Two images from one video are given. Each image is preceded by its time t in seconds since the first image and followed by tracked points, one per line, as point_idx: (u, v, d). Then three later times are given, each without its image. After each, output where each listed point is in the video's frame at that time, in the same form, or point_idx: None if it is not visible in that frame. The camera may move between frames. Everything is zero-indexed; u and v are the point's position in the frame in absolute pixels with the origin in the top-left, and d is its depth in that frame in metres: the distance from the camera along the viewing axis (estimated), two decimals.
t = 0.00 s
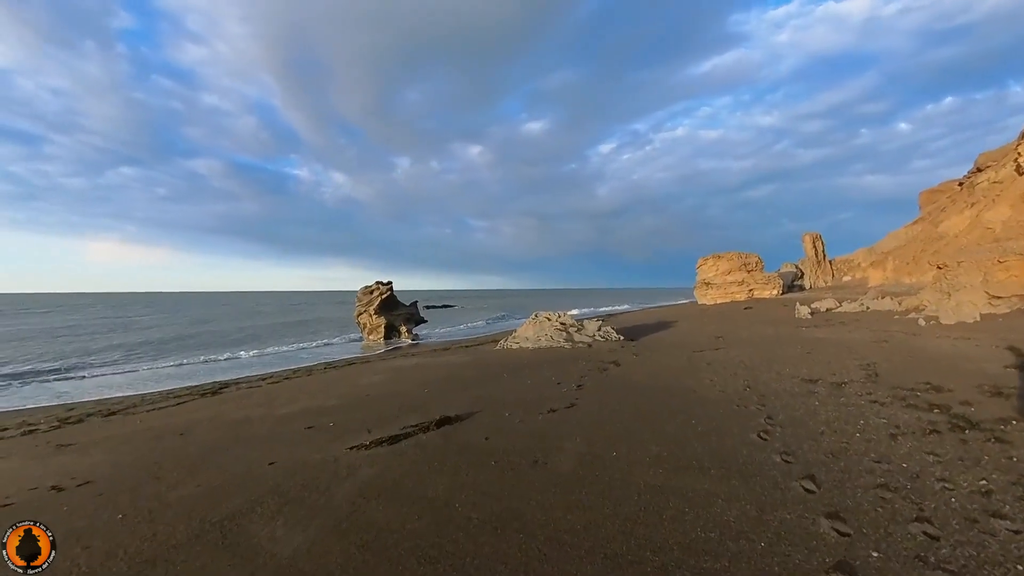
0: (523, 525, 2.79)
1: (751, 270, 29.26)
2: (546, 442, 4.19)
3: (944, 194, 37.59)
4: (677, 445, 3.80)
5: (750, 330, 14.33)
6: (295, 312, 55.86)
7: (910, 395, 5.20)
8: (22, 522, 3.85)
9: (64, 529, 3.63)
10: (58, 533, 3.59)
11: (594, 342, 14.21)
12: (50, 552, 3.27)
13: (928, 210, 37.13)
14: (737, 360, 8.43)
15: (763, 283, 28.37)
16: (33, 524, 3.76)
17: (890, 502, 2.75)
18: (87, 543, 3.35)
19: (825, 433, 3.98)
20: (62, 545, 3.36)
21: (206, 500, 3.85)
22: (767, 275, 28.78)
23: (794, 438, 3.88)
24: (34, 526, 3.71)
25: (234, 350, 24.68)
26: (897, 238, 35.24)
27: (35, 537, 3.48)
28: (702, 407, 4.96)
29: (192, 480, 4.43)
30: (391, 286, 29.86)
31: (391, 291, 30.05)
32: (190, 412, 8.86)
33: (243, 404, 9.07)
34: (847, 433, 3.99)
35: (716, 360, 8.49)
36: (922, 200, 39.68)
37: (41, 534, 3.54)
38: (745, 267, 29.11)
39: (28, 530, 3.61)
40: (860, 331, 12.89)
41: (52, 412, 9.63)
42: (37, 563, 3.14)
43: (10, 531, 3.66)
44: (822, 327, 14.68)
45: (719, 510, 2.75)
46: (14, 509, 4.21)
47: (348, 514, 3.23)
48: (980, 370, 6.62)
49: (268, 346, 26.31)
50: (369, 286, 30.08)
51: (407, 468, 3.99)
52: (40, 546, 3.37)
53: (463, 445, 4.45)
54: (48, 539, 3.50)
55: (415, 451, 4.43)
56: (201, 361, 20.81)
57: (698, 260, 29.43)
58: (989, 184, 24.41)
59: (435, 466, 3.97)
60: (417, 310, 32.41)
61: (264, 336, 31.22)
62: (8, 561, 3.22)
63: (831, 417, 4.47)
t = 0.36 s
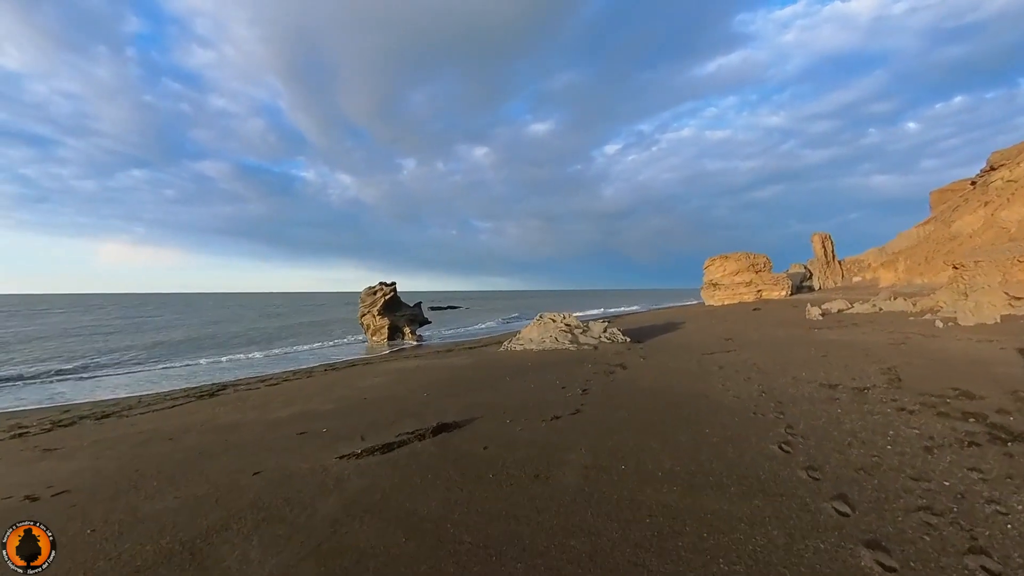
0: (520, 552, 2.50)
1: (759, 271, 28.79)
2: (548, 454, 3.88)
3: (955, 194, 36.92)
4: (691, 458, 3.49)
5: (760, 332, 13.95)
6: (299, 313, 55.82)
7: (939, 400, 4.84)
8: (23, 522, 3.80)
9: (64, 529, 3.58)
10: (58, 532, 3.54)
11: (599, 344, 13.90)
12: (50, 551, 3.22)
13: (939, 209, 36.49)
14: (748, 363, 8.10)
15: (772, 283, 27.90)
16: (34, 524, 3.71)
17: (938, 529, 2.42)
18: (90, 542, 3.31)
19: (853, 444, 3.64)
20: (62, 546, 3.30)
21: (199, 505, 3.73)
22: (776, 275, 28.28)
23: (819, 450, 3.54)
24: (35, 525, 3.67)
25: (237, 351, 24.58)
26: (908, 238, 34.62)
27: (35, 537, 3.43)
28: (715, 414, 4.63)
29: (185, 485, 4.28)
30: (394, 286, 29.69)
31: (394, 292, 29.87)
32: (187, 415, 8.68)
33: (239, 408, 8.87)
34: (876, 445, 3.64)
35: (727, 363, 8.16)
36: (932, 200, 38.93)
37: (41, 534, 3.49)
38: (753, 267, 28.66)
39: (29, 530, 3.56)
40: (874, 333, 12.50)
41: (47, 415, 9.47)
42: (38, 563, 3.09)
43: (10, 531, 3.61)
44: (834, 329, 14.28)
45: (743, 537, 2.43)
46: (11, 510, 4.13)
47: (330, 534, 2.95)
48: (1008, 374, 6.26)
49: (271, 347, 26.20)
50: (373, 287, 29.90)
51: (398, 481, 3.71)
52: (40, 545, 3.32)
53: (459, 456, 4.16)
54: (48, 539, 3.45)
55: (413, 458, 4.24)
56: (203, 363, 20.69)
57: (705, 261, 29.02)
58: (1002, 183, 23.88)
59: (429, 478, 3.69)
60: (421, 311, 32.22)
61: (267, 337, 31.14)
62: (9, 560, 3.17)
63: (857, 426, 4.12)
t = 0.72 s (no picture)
0: None
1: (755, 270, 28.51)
2: (535, 467, 3.46)
3: (948, 194, 36.91)
4: (695, 471, 3.09)
5: (758, 331, 13.60)
6: (289, 313, 54.90)
7: (959, 400, 4.44)
8: (23, 522, 3.70)
9: (65, 528, 3.48)
10: (58, 531, 3.44)
11: (595, 343, 13.52)
12: (50, 552, 3.12)
13: (932, 209, 36.46)
14: (750, 363, 7.70)
15: (768, 283, 27.61)
16: (34, 523, 3.60)
17: (993, 562, 2.03)
18: (92, 541, 3.22)
19: (875, 452, 3.23)
20: (62, 545, 3.21)
21: (197, 504, 3.62)
22: (771, 274, 28.02)
23: (839, 459, 3.14)
24: (35, 525, 3.56)
25: (225, 351, 24.02)
26: (903, 238, 34.52)
27: (36, 536, 3.33)
28: (720, 418, 4.22)
29: (179, 486, 4.13)
30: (387, 285, 29.17)
31: (387, 291, 29.36)
32: (165, 419, 8.32)
33: (220, 411, 8.48)
34: (901, 449, 3.25)
35: (728, 363, 7.76)
36: (926, 200, 38.81)
37: (42, 534, 3.38)
38: (749, 266, 28.39)
39: (29, 530, 3.46)
40: (876, 332, 12.17)
41: (16, 418, 9.01)
42: (38, 563, 2.99)
43: (10, 531, 3.51)
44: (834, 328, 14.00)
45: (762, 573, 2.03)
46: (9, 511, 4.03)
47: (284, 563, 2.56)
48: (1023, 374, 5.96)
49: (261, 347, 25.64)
50: (364, 286, 29.37)
51: (369, 498, 3.31)
52: (40, 545, 3.22)
53: (438, 469, 3.71)
54: (48, 539, 3.34)
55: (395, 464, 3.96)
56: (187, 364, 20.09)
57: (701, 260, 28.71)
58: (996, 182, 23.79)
59: (402, 495, 3.29)
60: (414, 310, 31.74)
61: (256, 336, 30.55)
62: (9, 560, 3.07)
63: (876, 429, 3.72)
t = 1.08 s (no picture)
0: None
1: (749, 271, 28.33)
2: (512, 491, 3.16)
3: (940, 196, 37.00)
4: (685, 497, 2.82)
5: (753, 334, 13.38)
6: (280, 313, 54.23)
7: (965, 412, 4.18)
8: (24, 523, 3.83)
9: (65, 529, 3.61)
10: (57, 532, 3.57)
11: (587, 346, 13.26)
12: (50, 552, 3.25)
13: (925, 210, 36.45)
14: (744, 368, 7.42)
15: (761, 284, 27.47)
16: (34, 523, 3.72)
17: None
18: (90, 541, 3.36)
19: (881, 474, 2.96)
20: (62, 546, 3.35)
21: (187, 510, 3.69)
22: (765, 275, 27.90)
23: (843, 483, 2.87)
24: (34, 525, 3.69)
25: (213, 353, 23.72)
26: (896, 239, 34.47)
27: (36, 537, 3.46)
28: (715, 432, 3.94)
29: (168, 491, 4.18)
30: (379, 286, 28.79)
31: (380, 292, 28.98)
32: (143, 426, 8.10)
33: (200, 417, 8.29)
34: (908, 470, 2.99)
35: (722, 368, 7.48)
36: (919, 201, 38.83)
37: (41, 534, 3.51)
38: (743, 267, 28.20)
39: (29, 530, 3.59)
40: (871, 335, 11.98)
41: None
42: (38, 563, 3.12)
43: (11, 531, 3.64)
44: (829, 330, 13.83)
45: None
46: (4, 517, 4.09)
47: None
48: None
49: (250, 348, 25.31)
50: (357, 287, 28.98)
51: (329, 524, 3.04)
52: (41, 545, 3.35)
53: (408, 489, 3.42)
54: (48, 539, 3.47)
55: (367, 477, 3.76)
56: (173, 367, 19.73)
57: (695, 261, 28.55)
58: (987, 184, 23.75)
59: (365, 521, 3.02)
60: (407, 311, 31.37)
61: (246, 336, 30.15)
62: (9, 560, 3.20)
63: (881, 446, 3.45)
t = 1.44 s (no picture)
0: None
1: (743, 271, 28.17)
2: (488, 514, 2.89)
3: (931, 197, 37.17)
4: (675, 525, 2.55)
5: (747, 336, 13.20)
6: (270, 313, 53.49)
7: (972, 423, 3.95)
8: (24, 523, 3.88)
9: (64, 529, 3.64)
10: (58, 532, 3.60)
11: (579, 349, 12.99)
12: (50, 551, 3.27)
13: (916, 211, 36.58)
14: (739, 373, 7.16)
15: (755, 285, 27.32)
16: (34, 524, 3.76)
17: None
18: (91, 539, 3.40)
19: (889, 497, 2.71)
20: (62, 545, 3.36)
21: (179, 510, 3.67)
22: (759, 276, 27.77)
23: (849, 507, 2.61)
24: (34, 526, 3.72)
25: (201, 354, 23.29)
26: (888, 240, 34.55)
27: (36, 537, 3.49)
28: (708, 447, 3.67)
29: (162, 492, 4.17)
30: (371, 286, 28.39)
31: (371, 292, 28.60)
32: (121, 432, 7.84)
33: (182, 422, 8.06)
34: (919, 491, 2.74)
35: (716, 374, 7.22)
36: (909, 202, 38.98)
37: (42, 534, 3.55)
38: (737, 267, 28.03)
39: (29, 530, 3.62)
40: (866, 337, 11.80)
41: None
42: (38, 562, 3.14)
43: (11, 531, 3.67)
44: (826, 332, 13.63)
45: None
46: None
47: None
48: None
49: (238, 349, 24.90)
50: (348, 287, 28.58)
51: (287, 550, 2.76)
52: (40, 545, 3.37)
53: (377, 509, 3.14)
54: (48, 539, 3.50)
55: (343, 490, 3.53)
56: (157, 368, 19.24)
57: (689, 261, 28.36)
58: (978, 185, 23.81)
59: (325, 548, 2.73)
60: (399, 312, 30.97)
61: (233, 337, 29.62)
62: (10, 560, 3.22)
63: (886, 461, 3.21)
